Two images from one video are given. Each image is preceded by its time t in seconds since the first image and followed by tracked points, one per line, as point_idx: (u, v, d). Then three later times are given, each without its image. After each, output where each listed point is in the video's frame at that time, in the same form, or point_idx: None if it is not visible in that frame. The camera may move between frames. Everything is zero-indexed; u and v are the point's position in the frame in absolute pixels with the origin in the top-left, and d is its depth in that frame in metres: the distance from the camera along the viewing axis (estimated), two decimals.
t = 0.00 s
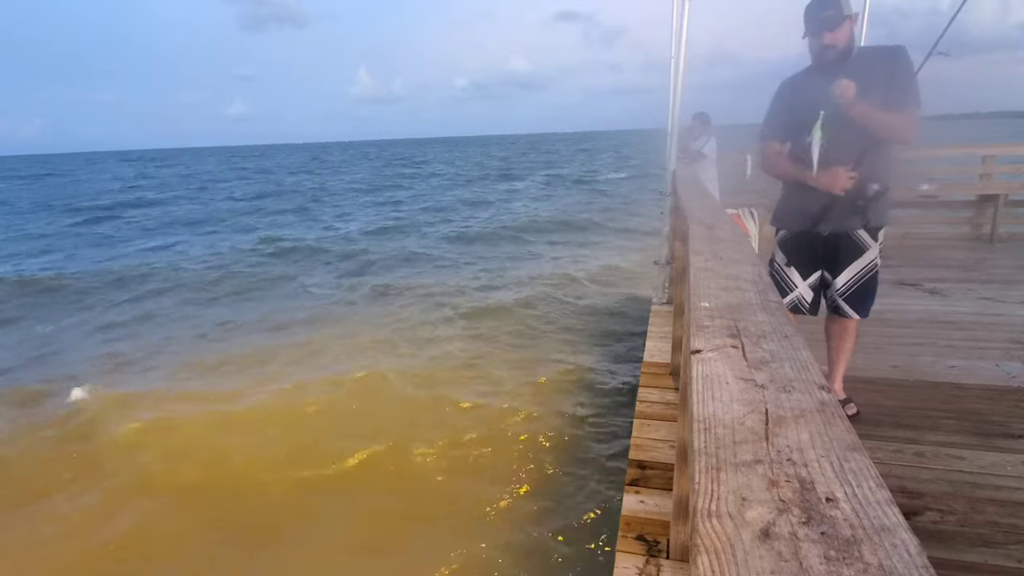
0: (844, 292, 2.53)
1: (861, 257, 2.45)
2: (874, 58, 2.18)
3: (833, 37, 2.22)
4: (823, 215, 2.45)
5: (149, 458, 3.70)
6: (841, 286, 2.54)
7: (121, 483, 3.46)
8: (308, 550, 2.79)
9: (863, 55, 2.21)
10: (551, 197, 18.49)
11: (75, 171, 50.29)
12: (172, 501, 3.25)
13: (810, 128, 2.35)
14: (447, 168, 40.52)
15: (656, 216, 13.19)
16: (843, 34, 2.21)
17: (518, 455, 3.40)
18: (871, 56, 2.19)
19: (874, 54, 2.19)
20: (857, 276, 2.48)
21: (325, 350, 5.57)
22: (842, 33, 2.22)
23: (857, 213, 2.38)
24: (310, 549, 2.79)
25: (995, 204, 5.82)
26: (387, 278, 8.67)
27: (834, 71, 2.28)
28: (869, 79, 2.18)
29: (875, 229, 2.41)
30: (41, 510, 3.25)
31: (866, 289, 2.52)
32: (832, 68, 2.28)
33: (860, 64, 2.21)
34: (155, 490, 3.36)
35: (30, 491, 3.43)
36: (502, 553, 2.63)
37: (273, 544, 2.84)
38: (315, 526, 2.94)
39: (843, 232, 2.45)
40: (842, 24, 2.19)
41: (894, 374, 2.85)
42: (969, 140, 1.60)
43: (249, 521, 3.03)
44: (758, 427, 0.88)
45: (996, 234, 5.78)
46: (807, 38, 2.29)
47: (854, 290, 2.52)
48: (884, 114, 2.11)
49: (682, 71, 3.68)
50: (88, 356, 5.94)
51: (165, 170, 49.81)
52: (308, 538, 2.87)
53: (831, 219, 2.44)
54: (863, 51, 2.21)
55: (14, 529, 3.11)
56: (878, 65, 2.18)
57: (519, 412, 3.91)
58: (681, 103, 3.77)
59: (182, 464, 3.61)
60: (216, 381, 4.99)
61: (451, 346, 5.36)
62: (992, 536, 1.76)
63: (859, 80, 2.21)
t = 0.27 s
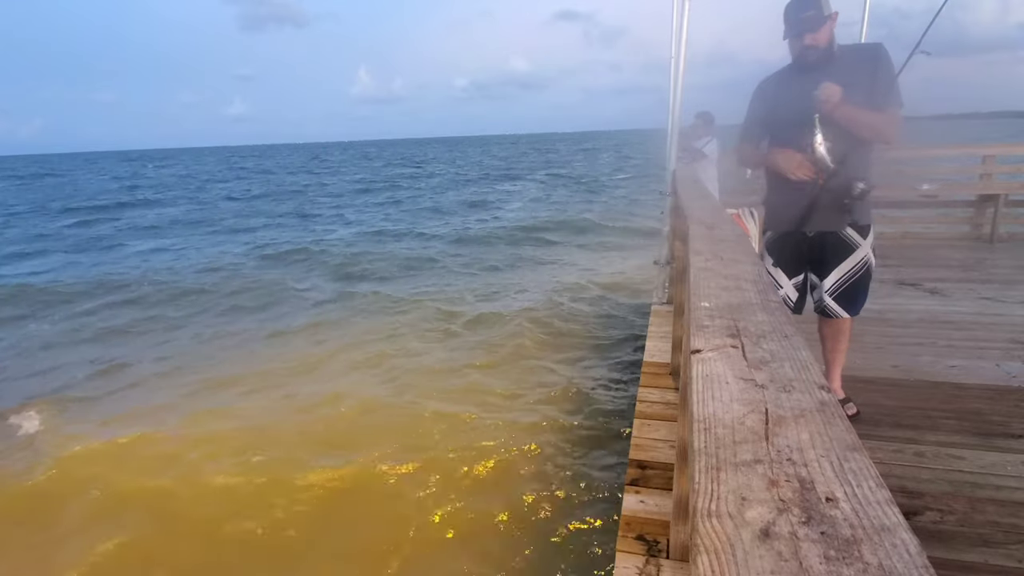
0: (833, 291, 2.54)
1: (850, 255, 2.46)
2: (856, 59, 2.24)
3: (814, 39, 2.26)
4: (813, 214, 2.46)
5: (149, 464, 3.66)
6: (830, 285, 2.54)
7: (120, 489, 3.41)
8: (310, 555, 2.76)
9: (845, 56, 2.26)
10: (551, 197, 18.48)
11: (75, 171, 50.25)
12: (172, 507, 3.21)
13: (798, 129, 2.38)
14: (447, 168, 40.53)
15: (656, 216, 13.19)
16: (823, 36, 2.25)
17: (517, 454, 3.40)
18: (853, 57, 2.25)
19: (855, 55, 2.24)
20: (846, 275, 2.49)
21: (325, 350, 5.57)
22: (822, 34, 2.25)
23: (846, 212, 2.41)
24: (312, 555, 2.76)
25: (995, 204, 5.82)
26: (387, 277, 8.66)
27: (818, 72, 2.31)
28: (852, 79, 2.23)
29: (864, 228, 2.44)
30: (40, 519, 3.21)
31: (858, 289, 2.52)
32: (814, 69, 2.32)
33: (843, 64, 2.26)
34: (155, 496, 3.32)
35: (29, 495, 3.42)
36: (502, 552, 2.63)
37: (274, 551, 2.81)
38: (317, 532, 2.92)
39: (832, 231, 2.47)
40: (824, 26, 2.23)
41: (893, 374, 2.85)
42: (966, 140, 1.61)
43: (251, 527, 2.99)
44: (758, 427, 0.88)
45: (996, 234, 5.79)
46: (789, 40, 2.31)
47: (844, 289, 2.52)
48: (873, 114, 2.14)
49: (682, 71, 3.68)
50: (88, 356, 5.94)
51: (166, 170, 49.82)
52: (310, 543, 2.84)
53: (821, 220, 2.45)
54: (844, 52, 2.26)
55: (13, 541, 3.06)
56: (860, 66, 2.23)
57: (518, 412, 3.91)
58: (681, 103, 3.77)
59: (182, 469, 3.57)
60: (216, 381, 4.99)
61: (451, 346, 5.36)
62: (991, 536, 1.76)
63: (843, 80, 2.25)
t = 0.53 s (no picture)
0: (826, 290, 2.55)
1: (841, 255, 2.46)
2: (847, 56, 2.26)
3: (807, 35, 2.26)
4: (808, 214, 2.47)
5: (146, 466, 3.60)
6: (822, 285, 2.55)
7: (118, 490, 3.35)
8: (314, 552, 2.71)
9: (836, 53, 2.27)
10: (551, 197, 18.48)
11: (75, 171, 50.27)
12: (172, 503, 3.18)
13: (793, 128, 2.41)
14: (447, 168, 40.52)
15: (656, 216, 13.19)
16: (816, 32, 2.26)
17: (518, 454, 3.40)
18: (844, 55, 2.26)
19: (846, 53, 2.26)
20: (837, 278, 2.50)
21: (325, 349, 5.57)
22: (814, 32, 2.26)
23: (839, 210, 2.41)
24: (315, 552, 2.71)
25: (995, 204, 5.82)
26: (387, 277, 8.66)
27: (810, 69, 2.32)
28: (844, 77, 2.25)
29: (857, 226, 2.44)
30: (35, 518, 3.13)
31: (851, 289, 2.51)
32: (807, 67, 2.33)
33: (834, 62, 2.28)
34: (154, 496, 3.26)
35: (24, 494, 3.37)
36: (502, 551, 2.62)
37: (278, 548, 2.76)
38: (320, 530, 2.87)
39: (822, 231, 2.47)
40: (816, 23, 2.23)
41: (894, 374, 2.85)
42: (965, 140, 1.61)
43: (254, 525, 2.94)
44: (759, 427, 0.88)
45: (996, 233, 5.78)
46: (781, 36, 2.31)
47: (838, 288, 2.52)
48: (867, 113, 2.18)
49: (682, 71, 3.68)
50: (88, 356, 5.94)
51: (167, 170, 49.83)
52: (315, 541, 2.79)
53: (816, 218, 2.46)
54: (836, 50, 2.28)
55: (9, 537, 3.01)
56: (851, 65, 2.25)
57: (518, 412, 3.91)
58: (681, 103, 3.76)
59: (181, 470, 3.51)
60: (216, 380, 4.98)
61: (451, 346, 5.36)
62: (992, 536, 1.76)
63: (835, 78, 2.27)
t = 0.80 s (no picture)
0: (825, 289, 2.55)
1: (843, 254, 2.46)
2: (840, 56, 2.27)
3: (803, 34, 2.26)
4: (806, 215, 2.47)
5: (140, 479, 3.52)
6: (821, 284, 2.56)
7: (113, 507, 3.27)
8: (318, 563, 2.67)
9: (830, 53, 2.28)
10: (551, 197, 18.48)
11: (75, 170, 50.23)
12: (175, 510, 3.19)
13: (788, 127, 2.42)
14: (447, 168, 40.51)
15: (656, 216, 13.19)
16: (812, 31, 2.26)
17: (517, 454, 3.40)
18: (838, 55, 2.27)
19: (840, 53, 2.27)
20: (841, 277, 2.50)
21: (325, 349, 5.56)
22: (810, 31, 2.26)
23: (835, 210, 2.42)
24: (319, 561, 2.68)
25: (995, 203, 5.81)
26: (387, 277, 8.66)
27: (806, 68, 2.33)
28: (838, 76, 2.27)
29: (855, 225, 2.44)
30: (28, 539, 3.04)
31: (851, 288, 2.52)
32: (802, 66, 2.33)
33: (829, 61, 2.29)
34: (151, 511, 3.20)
35: (17, 511, 3.29)
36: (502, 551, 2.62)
37: (281, 561, 2.71)
38: (323, 538, 2.84)
39: (822, 230, 2.48)
40: (812, 23, 2.24)
41: (894, 374, 2.85)
42: (964, 141, 1.61)
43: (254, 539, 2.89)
44: (759, 427, 0.88)
45: (996, 233, 5.78)
46: (778, 35, 2.30)
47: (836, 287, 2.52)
48: (861, 112, 2.20)
49: (682, 71, 3.67)
50: (87, 355, 5.94)
51: (168, 170, 49.79)
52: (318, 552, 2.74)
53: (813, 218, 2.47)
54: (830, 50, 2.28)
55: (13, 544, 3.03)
56: (844, 65, 2.27)
57: (518, 412, 3.91)
58: (681, 103, 3.76)
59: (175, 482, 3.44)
60: (216, 380, 4.98)
61: (451, 345, 5.35)
62: (992, 536, 1.76)
63: (830, 77, 2.28)
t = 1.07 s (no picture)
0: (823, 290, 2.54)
1: (842, 254, 2.44)
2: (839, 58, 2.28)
3: (804, 36, 2.26)
4: (804, 214, 2.48)
5: (133, 480, 3.46)
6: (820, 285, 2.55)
7: (106, 508, 3.21)
8: (318, 565, 2.64)
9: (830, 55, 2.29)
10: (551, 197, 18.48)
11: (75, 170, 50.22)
12: (173, 506, 3.18)
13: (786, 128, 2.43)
14: (446, 168, 40.51)
15: (656, 215, 13.19)
16: (814, 33, 2.25)
17: (517, 454, 3.40)
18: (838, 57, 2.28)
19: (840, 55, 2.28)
20: (840, 277, 2.47)
21: (325, 349, 5.56)
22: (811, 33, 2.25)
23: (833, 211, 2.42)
24: (317, 559, 2.68)
25: (995, 204, 5.81)
26: (387, 277, 8.66)
27: (805, 69, 2.33)
28: (836, 78, 2.28)
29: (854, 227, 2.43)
30: (23, 538, 3.01)
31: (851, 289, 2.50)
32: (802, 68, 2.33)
33: (829, 63, 2.30)
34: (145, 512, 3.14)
35: (9, 513, 3.23)
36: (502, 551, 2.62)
37: (279, 562, 2.69)
38: (322, 535, 2.84)
39: (822, 231, 2.48)
40: (814, 24, 2.23)
41: (894, 374, 2.85)
42: (964, 141, 1.60)
43: (249, 541, 2.85)
44: (759, 427, 0.88)
45: (996, 233, 5.78)
46: (779, 34, 2.30)
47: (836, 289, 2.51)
48: (858, 114, 2.21)
49: (682, 71, 3.67)
50: (87, 355, 5.93)
51: (168, 170, 49.76)
52: (315, 555, 2.71)
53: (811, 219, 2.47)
54: (830, 52, 2.29)
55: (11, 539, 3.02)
56: (843, 66, 2.28)
57: (518, 412, 3.91)
58: (681, 103, 3.76)
59: (169, 484, 3.38)
60: (215, 380, 4.98)
61: (452, 345, 5.36)
62: (992, 536, 1.76)
63: (828, 79, 2.29)
